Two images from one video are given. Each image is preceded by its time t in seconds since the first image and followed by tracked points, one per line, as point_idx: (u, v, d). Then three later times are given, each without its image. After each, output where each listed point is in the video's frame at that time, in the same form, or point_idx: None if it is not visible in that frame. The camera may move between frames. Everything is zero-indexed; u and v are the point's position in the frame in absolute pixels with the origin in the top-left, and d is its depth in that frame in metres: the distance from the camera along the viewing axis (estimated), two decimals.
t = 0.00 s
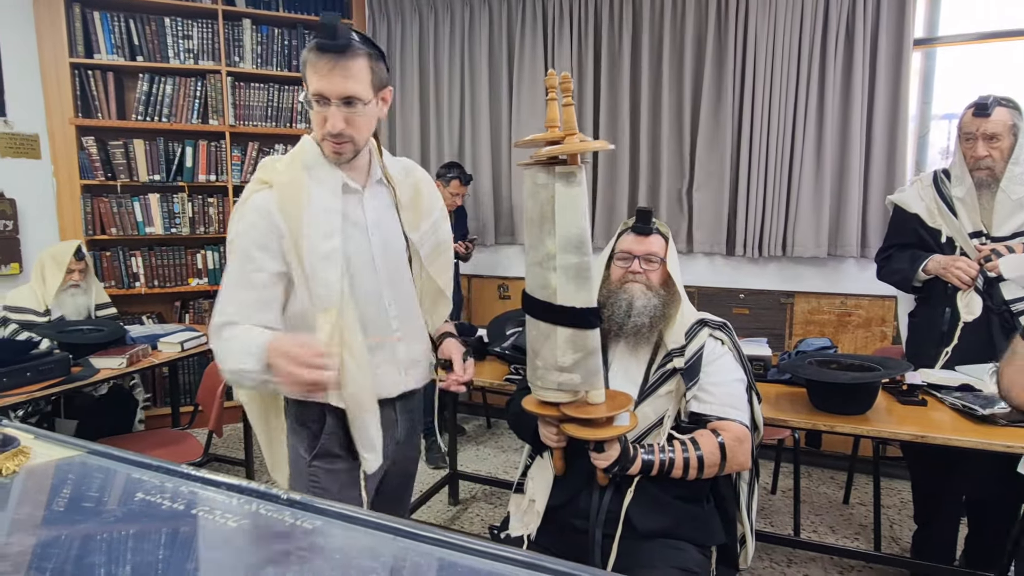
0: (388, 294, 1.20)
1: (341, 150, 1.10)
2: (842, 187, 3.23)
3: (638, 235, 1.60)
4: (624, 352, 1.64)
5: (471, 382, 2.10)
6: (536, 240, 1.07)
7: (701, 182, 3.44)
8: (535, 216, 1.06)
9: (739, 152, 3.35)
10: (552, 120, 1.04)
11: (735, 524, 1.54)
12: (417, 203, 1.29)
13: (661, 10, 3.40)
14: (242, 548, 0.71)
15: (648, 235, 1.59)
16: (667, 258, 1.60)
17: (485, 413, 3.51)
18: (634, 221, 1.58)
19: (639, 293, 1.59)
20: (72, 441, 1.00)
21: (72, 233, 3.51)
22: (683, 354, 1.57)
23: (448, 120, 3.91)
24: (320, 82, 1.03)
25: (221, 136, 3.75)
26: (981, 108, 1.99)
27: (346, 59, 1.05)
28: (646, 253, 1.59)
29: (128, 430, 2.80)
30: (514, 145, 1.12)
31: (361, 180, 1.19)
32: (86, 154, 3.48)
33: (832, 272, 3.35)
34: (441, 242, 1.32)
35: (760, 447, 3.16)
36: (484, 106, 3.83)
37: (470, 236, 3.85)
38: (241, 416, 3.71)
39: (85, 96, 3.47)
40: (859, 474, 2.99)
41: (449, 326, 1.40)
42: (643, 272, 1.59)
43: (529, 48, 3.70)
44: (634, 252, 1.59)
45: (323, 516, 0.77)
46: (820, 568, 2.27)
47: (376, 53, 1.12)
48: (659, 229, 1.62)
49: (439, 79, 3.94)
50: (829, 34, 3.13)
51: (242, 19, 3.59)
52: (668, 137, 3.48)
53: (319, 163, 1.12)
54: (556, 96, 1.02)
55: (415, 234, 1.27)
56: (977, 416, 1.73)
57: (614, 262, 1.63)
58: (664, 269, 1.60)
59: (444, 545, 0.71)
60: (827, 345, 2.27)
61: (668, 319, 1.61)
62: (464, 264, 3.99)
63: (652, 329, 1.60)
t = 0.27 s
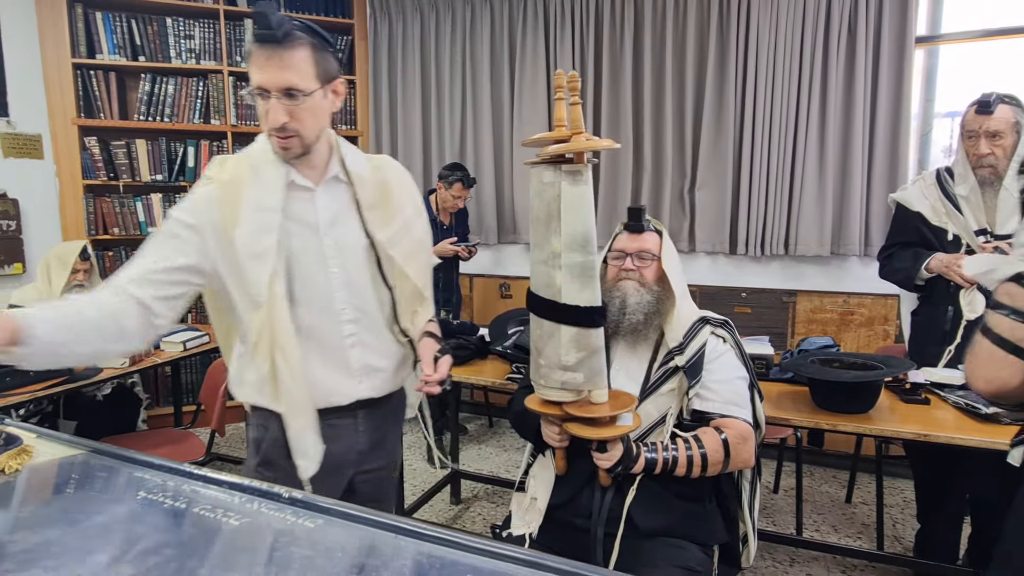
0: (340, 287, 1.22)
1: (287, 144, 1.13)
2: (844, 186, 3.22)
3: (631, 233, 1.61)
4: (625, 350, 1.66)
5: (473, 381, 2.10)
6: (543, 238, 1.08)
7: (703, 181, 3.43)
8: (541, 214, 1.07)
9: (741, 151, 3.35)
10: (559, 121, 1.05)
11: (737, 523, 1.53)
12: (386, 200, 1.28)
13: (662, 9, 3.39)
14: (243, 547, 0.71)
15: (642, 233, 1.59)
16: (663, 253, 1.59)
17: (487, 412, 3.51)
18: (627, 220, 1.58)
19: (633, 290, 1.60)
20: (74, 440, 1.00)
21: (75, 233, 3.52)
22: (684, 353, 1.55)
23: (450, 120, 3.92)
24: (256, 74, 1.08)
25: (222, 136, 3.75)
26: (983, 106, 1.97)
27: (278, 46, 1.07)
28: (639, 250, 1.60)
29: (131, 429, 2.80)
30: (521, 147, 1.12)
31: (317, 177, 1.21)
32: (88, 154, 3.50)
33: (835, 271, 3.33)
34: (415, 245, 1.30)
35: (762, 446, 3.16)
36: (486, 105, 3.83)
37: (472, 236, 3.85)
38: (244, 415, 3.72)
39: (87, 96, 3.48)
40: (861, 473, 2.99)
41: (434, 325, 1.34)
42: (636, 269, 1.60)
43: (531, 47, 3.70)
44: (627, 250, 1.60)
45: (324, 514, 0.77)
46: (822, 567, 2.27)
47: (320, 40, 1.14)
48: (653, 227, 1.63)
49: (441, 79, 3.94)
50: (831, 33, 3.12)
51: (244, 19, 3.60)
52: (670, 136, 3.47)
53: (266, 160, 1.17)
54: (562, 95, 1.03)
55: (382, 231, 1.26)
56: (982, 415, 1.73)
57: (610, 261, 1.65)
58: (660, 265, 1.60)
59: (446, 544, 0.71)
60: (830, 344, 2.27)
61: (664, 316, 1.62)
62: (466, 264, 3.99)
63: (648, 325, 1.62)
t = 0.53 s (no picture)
0: (284, 290, 1.25)
1: (238, 144, 1.17)
2: (847, 184, 3.22)
3: (623, 233, 1.66)
4: (622, 349, 1.66)
5: (476, 380, 2.10)
6: (542, 244, 1.08)
7: (706, 180, 3.43)
8: (540, 220, 1.07)
9: (743, 149, 3.34)
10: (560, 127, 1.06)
11: (739, 522, 1.54)
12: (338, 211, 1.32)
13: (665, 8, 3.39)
14: (248, 547, 0.72)
15: (631, 232, 1.65)
16: (654, 252, 1.64)
17: (489, 411, 3.51)
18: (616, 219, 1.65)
19: (625, 289, 1.63)
20: (79, 441, 1.00)
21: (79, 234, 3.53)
22: (682, 350, 1.55)
23: (452, 121, 3.92)
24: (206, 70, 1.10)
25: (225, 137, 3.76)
26: (987, 104, 1.96)
27: (230, 43, 1.10)
28: (631, 249, 1.65)
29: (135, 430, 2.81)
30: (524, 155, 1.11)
31: (267, 177, 1.25)
32: (91, 155, 3.52)
33: (837, 269, 3.33)
34: (366, 252, 1.33)
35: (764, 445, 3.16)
36: (488, 105, 3.83)
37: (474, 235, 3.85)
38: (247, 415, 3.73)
39: (90, 97, 3.49)
40: (864, 472, 2.99)
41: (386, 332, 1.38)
42: (628, 269, 1.64)
43: (532, 46, 3.69)
44: (618, 250, 1.65)
45: (328, 516, 0.77)
46: (825, 566, 2.27)
47: (273, 38, 1.18)
48: (645, 225, 1.68)
49: (443, 79, 3.95)
50: (834, 31, 3.12)
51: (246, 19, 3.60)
52: (672, 135, 3.47)
53: (212, 158, 1.19)
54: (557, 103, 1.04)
55: (333, 234, 1.30)
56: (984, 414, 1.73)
57: (604, 262, 1.68)
58: (651, 263, 1.64)
59: (448, 544, 0.71)
60: (832, 343, 2.27)
61: (657, 314, 1.63)
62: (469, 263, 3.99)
63: (642, 323, 1.63)
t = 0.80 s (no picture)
0: (255, 289, 1.27)
1: (218, 146, 1.17)
2: (847, 184, 3.22)
3: (620, 233, 1.66)
4: (620, 349, 1.67)
5: (476, 380, 2.11)
6: (546, 251, 1.07)
7: (706, 180, 3.43)
8: (544, 227, 1.06)
9: (744, 149, 3.34)
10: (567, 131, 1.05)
11: (740, 521, 1.53)
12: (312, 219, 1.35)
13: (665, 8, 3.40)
14: (249, 547, 0.72)
15: (630, 232, 1.65)
16: (654, 252, 1.64)
17: (491, 411, 3.51)
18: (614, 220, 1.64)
19: (622, 289, 1.63)
20: (82, 442, 1.01)
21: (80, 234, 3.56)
22: (680, 351, 1.55)
23: (452, 121, 3.93)
24: (188, 73, 1.11)
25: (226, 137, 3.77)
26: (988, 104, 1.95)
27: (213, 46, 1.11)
28: (628, 249, 1.65)
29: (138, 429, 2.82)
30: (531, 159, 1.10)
31: (241, 176, 1.27)
32: (94, 156, 3.55)
33: (839, 269, 3.32)
34: (339, 251, 1.37)
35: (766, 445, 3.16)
36: (488, 105, 3.84)
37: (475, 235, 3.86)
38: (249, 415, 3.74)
39: (93, 99, 3.51)
40: (866, 472, 2.98)
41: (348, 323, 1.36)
42: (625, 268, 1.64)
43: (533, 46, 3.69)
44: (616, 250, 1.65)
45: (329, 516, 0.77)
46: (827, 565, 2.26)
47: (257, 41, 1.19)
48: (643, 224, 1.68)
49: (444, 79, 3.95)
50: (834, 31, 3.11)
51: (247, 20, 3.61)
52: (672, 135, 3.47)
53: (186, 157, 1.21)
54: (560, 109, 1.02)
55: (304, 236, 1.33)
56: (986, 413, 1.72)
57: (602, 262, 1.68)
58: (649, 263, 1.64)
59: (450, 543, 0.71)
60: (834, 343, 2.26)
61: (653, 313, 1.64)
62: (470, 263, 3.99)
63: (638, 323, 1.64)
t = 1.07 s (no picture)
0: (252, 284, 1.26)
1: (226, 143, 1.18)
2: (849, 183, 3.22)
3: (625, 232, 1.66)
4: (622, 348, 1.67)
5: (478, 380, 2.11)
6: (549, 263, 1.07)
7: (708, 179, 3.43)
8: (547, 239, 1.06)
9: (745, 148, 3.34)
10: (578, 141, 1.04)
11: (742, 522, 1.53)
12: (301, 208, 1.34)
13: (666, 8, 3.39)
14: (250, 548, 0.72)
15: (635, 232, 1.65)
16: (657, 251, 1.64)
17: (492, 411, 3.52)
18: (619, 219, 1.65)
19: (625, 287, 1.63)
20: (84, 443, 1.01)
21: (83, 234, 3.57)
22: (681, 352, 1.56)
23: (453, 121, 3.93)
24: (199, 71, 1.11)
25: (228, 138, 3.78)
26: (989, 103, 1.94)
27: (225, 48, 1.12)
28: (632, 248, 1.65)
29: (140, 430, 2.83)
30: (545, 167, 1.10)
31: (240, 174, 1.29)
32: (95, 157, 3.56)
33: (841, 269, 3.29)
34: (328, 242, 1.33)
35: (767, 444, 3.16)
36: (490, 105, 3.84)
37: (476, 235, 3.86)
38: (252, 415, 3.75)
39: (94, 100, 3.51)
40: (868, 471, 2.98)
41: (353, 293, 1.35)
42: (629, 267, 1.64)
43: (533, 46, 3.69)
44: (620, 248, 1.66)
45: (330, 516, 0.78)
46: (828, 565, 2.26)
47: (262, 46, 1.21)
48: (649, 225, 1.68)
49: (445, 79, 3.95)
50: (835, 30, 3.11)
51: (248, 21, 3.61)
52: (673, 134, 3.47)
53: (188, 155, 1.23)
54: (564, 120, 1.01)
55: (295, 226, 1.32)
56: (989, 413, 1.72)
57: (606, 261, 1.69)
58: (652, 263, 1.64)
59: (450, 544, 0.71)
60: (835, 342, 2.26)
61: (655, 313, 1.63)
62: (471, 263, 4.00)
63: (641, 322, 1.64)
